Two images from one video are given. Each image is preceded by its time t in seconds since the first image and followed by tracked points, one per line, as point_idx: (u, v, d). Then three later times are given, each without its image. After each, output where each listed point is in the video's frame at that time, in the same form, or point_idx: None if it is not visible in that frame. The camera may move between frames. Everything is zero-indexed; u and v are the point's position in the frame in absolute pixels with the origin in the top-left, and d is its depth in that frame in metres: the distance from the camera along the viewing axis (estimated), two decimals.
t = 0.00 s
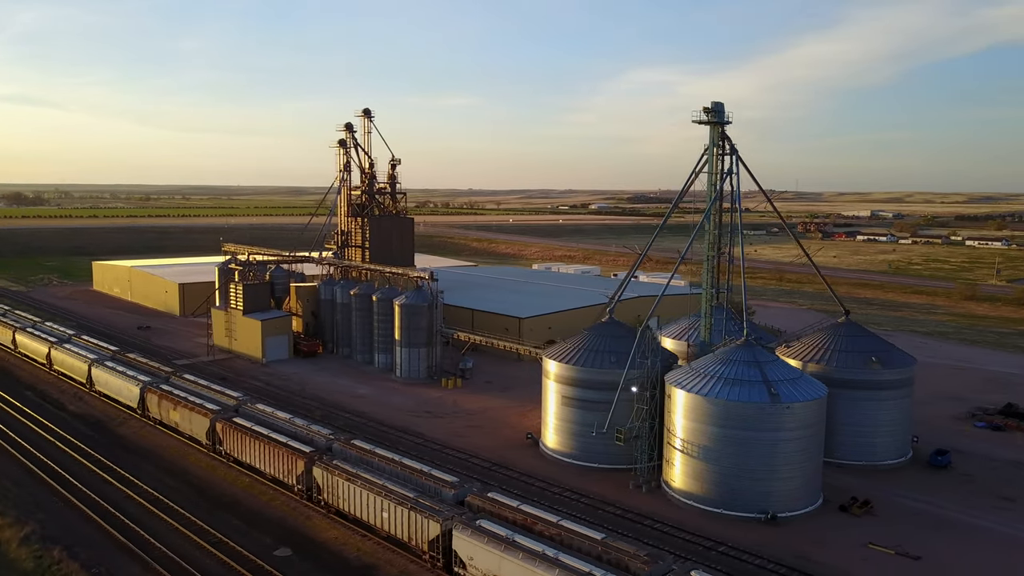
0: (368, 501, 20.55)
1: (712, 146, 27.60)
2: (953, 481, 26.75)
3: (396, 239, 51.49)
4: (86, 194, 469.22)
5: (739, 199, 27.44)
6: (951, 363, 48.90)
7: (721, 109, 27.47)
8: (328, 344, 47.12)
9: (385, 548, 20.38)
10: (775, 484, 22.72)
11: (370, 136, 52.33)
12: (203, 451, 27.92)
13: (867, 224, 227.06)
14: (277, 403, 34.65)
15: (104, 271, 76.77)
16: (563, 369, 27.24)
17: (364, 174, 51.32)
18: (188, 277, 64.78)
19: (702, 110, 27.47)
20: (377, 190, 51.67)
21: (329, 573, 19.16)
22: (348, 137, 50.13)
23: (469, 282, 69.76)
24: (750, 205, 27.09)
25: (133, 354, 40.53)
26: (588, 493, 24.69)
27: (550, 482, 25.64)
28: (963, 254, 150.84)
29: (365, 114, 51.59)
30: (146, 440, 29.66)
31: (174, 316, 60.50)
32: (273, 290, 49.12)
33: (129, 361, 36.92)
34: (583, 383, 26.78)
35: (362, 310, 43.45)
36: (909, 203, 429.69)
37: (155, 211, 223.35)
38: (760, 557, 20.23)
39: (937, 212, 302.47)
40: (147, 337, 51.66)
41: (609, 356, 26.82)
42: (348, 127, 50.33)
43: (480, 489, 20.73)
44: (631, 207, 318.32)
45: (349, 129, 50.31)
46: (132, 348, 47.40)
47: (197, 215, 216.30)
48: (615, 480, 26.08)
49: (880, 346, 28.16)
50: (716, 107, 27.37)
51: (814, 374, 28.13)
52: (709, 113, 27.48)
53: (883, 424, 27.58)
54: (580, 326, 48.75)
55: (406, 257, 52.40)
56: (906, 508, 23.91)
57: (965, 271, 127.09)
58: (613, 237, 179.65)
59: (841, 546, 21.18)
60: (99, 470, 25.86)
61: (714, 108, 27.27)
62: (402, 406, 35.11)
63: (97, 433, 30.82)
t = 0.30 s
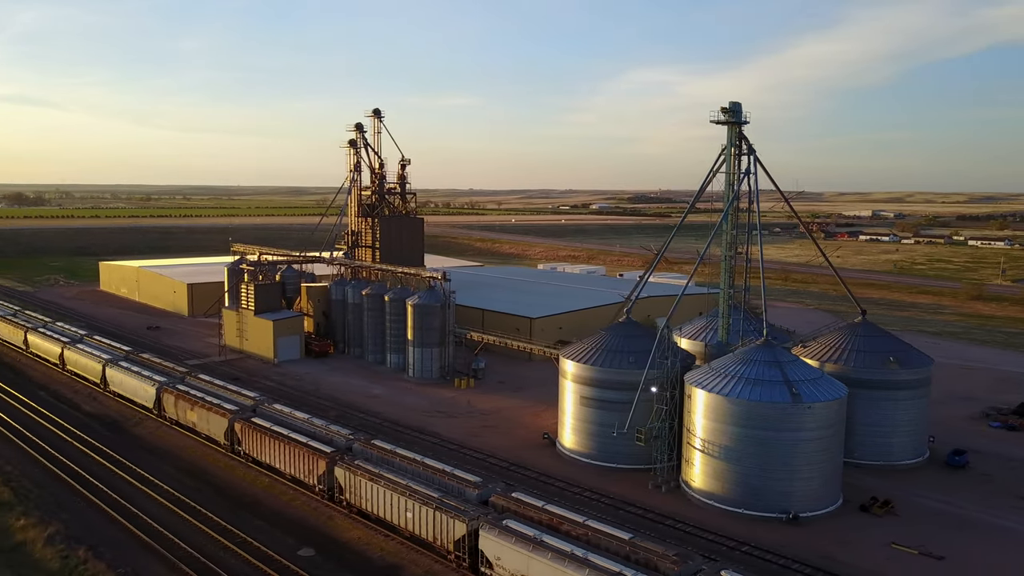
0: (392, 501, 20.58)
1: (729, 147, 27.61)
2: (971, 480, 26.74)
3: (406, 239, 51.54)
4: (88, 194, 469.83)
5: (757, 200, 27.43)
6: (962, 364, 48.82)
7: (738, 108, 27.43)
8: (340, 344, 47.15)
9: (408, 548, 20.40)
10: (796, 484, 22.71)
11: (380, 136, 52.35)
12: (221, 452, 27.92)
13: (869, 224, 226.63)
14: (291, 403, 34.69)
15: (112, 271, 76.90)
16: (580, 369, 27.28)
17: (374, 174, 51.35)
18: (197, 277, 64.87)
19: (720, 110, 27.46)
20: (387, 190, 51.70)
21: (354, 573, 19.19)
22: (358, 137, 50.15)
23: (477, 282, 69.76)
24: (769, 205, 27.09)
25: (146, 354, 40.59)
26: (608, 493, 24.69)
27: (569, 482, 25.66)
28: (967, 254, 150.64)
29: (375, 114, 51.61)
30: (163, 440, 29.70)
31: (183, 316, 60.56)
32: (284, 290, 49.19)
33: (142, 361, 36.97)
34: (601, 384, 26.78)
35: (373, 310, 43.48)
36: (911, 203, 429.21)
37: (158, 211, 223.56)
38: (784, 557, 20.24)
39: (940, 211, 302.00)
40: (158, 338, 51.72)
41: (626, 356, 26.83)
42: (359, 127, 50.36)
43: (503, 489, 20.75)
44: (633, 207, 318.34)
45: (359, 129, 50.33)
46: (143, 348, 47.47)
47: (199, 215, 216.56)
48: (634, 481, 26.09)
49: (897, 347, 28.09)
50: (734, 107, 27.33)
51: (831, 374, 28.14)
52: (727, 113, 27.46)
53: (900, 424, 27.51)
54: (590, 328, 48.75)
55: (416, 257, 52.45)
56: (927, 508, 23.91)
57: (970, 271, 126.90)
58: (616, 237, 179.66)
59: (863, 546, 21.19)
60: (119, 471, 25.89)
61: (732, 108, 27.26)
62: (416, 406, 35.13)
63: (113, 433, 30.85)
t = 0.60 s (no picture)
0: (416, 501, 20.62)
1: (747, 147, 27.64)
2: (989, 480, 26.73)
3: (416, 239, 51.63)
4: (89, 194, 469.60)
5: (776, 201, 27.41)
6: (972, 364, 48.76)
7: (755, 109, 27.43)
8: (351, 345, 47.18)
9: (433, 548, 20.43)
10: (818, 484, 22.72)
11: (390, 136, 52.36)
12: (239, 452, 27.93)
13: (871, 224, 226.50)
14: (306, 403, 34.71)
15: (119, 271, 76.92)
16: (598, 369, 27.29)
17: (384, 174, 51.39)
18: (205, 277, 64.91)
19: (738, 110, 27.47)
20: (397, 190, 51.74)
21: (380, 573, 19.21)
22: (369, 137, 50.19)
23: (485, 282, 69.80)
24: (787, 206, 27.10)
25: (159, 354, 40.61)
26: (628, 493, 24.70)
27: (589, 482, 25.67)
28: (971, 254, 150.43)
29: (385, 114, 51.65)
30: (181, 439, 29.72)
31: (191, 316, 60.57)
32: (295, 290, 49.20)
33: (156, 361, 36.98)
34: (620, 384, 26.76)
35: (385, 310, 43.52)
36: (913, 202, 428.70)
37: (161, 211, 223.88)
38: (808, 557, 20.25)
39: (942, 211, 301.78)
40: (168, 338, 51.72)
41: (645, 356, 26.83)
42: (369, 127, 50.38)
43: (527, 489, 20.78)
44: (635, 207, 318.32)
45: (370, 129, 50.36)
46: (154, 348, 47.50)
47: (200, 215, 216.89)
48: (653, 481, 26.09)
49: (915, 347, 28.03)
50: (752, 107, 27.33)
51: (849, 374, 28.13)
52: (745, 113, 27.46)
53: (918, 424, 27.47)
54: (601, 330, 48.79)
55: (426, 257, 52.52)
56: (948, 508, 23.90)
57: (975, 271, 126.69)
58: (619, 237, 179.57)
59: (887, 546, 21.21)
60: (138, 471, 25.91)
61: (749, 109, 27.27)
62: (430, 406, 35.15)
63: (129, 433, 30.85)
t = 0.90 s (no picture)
0: (440, 502, 20.64)
1: (763, 148, 27.63)
2: (1008, 480, 26.69)
3: (426, 240, 51.69)
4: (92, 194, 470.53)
5: (794, 201, 27.39)
6: (983, 364, 48.67)
7: (773, 109, 27.38)
8: (361, 345, 47.18)
9: (457, 548, 20.42)
10: (839, 484, 22.71)
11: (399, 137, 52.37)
12: (256, 452, 27.95)
13: (874, 224, 226.24)
14: (320, 403, 34.72)
15: (126, 272, 76.98)
16: (615, 369, 27.30)
17: (394, 174, 51.42)
18: (213, 278, 64.96)
19: (755, 111, 27.46)
20: (407, 191, 51.77)
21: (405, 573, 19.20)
22: (379, 137, 50.18)
23: (492, 282, 69.82)
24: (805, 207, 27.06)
25: (171, 354, 40.63)
26: (647, 493, 24.70)
27: (607, 482, 25.66)
28: (975, 254, 150.21)
29: (395, 114, 51.65)
30: (198, 439, 29.74)
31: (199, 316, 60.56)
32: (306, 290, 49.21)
33: (170, 360, 37.01)
34: (638, 384, 26.75)
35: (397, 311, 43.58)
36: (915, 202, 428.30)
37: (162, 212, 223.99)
38: (832, 557, 20.23)
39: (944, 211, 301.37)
40: (178, 338, 51.71)
41: (662, 356, 26.83)
42: (379, 127, 50.41)
43: (551, 489, 20.78)
44: (637, 207, 318.27)
45: (380, 129, 50.39)
46: (165, 348, 47.52)
47: (202, 215, 217.09)
48: (672, 481, 26.08)
49: (932, 347, 27.99)
50: (770, 108, 27.28)
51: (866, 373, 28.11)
52: (762, 114, 27.44)
53: (936, 424, 27.43)
54: (611, 330, 48.77)
55: (436, 258, 52.54)
56: (969, 508, 23.88)
57: (979, 271, 126.47)
58: (622, 237, 179.51)
59: (910, 546, 21.19)
60: (157, 471, 25.91)
61: (767, 109, 27.24)
62: (444, 406, 35.14)
63: (145, 433, 30.87)
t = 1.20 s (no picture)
0: (463, 502, 20.67)
1: (781, 148, 27.64)
2: None
3: (437, 240, 51.76)
4: (94, 194, 471.04)
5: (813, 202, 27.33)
6: (993, 364, 48.63)
7: (792, 110, 27.40)
8: (372, 345, 47.22)
9: (481, 548, 20.44)
10: (859, 484, 22.71)
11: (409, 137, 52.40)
12: (274, 452, 27.98)
13: (877, 224, 226.01)
14: (334, 403, 34.76)
15: (133, 272, 77.10)
16: (632, 369, 27.30)
17: (404, 174, 51.46)
18: (221, 278, 65.04)
19: (774, 111, 27.48)
20: (417, 191, 51.83)
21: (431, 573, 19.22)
22: (390, 137, 50.22)
23: (500, 282, 69.85)
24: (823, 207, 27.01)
25: (184, 354, 40.69)
26: (666, 493, 24.70)
27: (626, 482, 25.66)
28: (979, 254, 150.08)
29: (405, 115, 51.70)
30: (214, 439, 29.78)
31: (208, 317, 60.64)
32: (317, 290, 49.28)
33: (183, 361, 37.05)
34: (656, 385, 26.74)
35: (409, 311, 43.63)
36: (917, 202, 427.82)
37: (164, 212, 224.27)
38: (856, 557, 20.25)
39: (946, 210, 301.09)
40: (188, 338, 51.76)
41: (680, 357, 26.82)
42: (390, 128, 50.47)
43: (574, 489, 20.80)
44: (638, 207, 318.38)
45: (390, 129, 50.42)
46: (176, 348, 47.57)
47: (205, 215, 217.46)
48: (691, 481, 26.10)
49: (950, 347, 28.00)
50: (788, 108, 27.30)
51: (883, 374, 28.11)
52: (780, 114, 27.44)
53: (954, 424, 27.43)
54: (621, 330, 48.73)
55: (446, 258, 52.61)
56: (989, 508, 23.88)
57: (984, 271, 126.34)
58: (625, 236, 179.57)
59: (933, 546, 21.18)
60: (176, 471, 25.95)
61: (785, 109, 27.25)
62: (458, 407, 35.17)
63: (162, 433, 30.92)
